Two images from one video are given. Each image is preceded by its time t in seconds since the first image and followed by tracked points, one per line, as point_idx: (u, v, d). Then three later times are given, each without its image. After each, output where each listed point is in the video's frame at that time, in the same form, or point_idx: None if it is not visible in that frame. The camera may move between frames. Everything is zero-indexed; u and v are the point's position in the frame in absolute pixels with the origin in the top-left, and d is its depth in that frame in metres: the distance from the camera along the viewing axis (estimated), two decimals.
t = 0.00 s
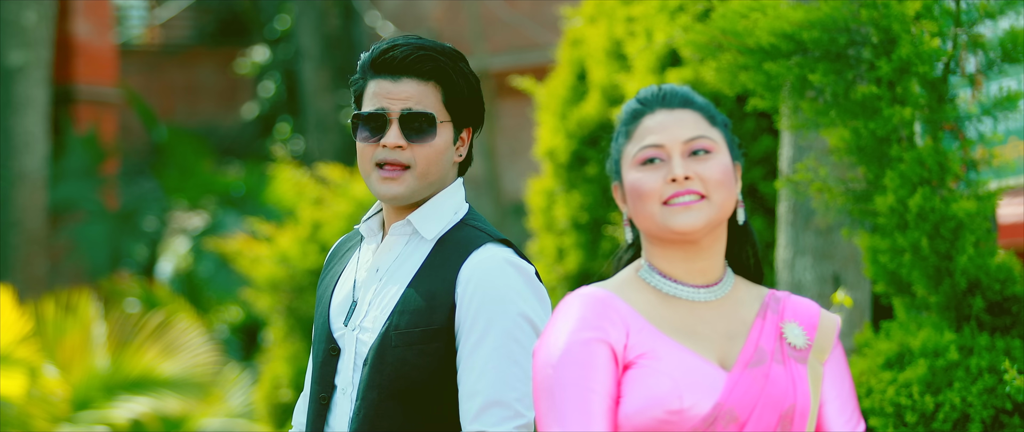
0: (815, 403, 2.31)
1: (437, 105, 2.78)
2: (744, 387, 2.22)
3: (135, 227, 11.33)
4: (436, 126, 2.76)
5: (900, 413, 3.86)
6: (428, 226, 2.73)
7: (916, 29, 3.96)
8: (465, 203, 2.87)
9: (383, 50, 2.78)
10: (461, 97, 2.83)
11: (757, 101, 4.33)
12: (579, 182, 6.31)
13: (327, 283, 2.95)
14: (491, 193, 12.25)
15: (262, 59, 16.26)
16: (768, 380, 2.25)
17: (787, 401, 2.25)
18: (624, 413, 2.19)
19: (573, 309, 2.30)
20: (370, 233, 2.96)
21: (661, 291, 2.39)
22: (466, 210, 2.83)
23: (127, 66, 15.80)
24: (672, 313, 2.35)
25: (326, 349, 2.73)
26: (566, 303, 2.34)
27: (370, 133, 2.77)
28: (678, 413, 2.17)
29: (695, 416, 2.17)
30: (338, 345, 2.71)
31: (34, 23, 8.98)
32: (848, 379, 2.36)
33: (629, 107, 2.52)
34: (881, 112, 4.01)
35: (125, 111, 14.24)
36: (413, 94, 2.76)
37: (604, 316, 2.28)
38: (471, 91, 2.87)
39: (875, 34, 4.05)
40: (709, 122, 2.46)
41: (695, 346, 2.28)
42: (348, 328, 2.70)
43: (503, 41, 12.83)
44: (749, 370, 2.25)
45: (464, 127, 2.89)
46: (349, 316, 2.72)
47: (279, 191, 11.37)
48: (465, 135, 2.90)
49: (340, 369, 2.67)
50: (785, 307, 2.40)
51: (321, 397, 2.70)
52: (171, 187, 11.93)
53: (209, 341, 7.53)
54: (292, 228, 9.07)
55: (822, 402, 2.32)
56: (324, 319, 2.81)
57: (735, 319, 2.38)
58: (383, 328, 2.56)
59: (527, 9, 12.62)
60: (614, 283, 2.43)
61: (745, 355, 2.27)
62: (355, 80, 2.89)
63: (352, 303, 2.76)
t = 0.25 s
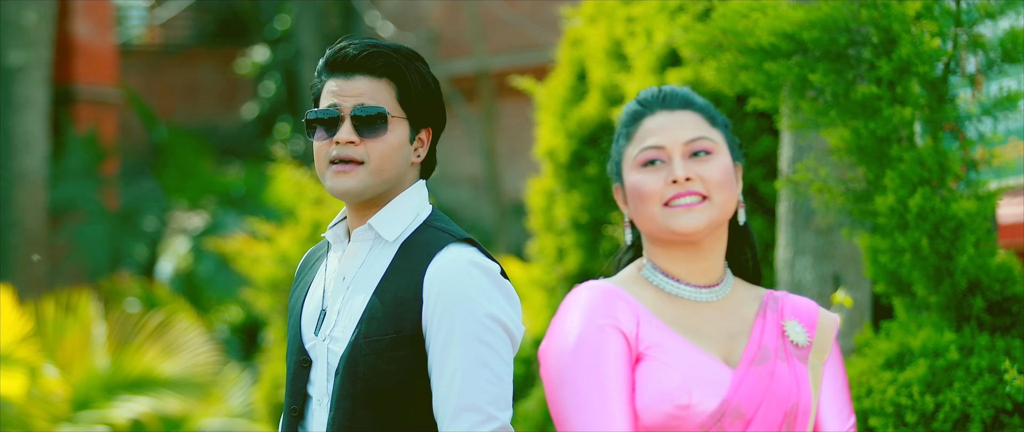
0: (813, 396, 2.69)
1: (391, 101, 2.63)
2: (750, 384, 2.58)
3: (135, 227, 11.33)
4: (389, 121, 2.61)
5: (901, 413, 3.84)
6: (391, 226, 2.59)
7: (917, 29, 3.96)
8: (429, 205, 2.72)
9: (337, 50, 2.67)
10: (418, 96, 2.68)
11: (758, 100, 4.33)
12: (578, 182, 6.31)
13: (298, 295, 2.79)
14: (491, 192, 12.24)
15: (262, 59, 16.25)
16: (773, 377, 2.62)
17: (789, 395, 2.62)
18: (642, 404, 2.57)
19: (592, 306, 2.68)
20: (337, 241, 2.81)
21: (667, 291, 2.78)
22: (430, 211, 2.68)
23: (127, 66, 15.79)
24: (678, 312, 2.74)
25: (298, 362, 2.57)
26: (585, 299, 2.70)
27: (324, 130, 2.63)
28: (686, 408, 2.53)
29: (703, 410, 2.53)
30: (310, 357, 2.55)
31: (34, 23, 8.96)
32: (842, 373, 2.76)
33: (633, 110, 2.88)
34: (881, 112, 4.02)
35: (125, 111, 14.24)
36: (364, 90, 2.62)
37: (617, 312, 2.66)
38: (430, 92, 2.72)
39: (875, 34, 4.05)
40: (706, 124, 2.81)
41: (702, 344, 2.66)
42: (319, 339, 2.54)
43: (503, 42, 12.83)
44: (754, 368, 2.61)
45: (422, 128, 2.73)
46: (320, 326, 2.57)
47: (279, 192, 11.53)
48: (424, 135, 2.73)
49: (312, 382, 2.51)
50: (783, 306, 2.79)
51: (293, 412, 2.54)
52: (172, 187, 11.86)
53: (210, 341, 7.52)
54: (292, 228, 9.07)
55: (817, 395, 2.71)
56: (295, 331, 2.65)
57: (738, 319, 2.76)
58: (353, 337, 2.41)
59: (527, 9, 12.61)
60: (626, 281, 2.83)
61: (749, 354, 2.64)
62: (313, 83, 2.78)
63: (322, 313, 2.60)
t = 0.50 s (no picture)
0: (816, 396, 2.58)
1: (342, 86, 2.43)
2: (753, 380, 2.47)
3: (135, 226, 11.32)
4: (338, 103, 2.40)
5: (901, 413, 3.83)
6: (362, 218, 2.36)
7: (917, 28, 3.95)
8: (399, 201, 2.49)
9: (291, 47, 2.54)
10: (374, 85, 2.47)
11: (758, 100, 4.33)
12: (578, 182, 6.30)
13: (266, 300, 2.52)
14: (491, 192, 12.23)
15: (263, 59, 16.13)
16: (776, 373, 2.50)
17: (792, 392, 2.51)
18: (644, 399, 2.45)
19: (591, 300, 2.56)
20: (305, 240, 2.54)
21: (667, 289, 2.67)
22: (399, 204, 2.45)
23: (127, 66, 15.78)
24: (679, 309, 2.63)
25: (273, 367, 2.31)
26: (585, 294, 2.59)
27: (275, 121, 2.45)
28: (687, 402, 2.42)
29: (703, 406, 2.42)
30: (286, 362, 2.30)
31: (34, 23, 8.96)
32: (845, 373, 2.67)
33: (631, 111, 2.80)
34: (881, 112, 4.02)
35: (125, 110, 14.23)
36: (314, 74, 2.44)
37: (616, 305, 2.56)
38: (388, 86, 2.51)
39: (875, 34, 4.05)
40: (704, 123, 2.72)
41: (704, 340, 2.55)
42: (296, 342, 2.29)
43: (503, 41, 12.83)
44: (757, 364, 2.50)
45: (381, 119, 2.50)
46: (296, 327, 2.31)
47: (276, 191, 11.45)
48: (382, 126, 2.49)
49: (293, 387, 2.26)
50: (787, 304, 2.69)
51: (270, 418, 2.29)
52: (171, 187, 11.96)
53: (210, 341, 7.52)
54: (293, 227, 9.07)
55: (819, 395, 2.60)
56: (269, 335, 2.39)
57: (740, 316, 2.65)
58: (332, 335, 2.19)
59: (527, 9, 12.61)
60: (625, 278, 2.71)
61: (752, 350, 2.53)
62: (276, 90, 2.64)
63: (298, 312, 2.35)
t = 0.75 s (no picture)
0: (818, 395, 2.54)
1: (295, 84, 2.41)
2: (753, 377, 2.43)
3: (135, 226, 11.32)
4: (293, 102, 2.38)
5: (901, 413, 3.83)
6: (328, 212, 2.34)
7: (917, 28, 3.95)
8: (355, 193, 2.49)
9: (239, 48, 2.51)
10: (326, 83, 2.46)
11: (758, 100, 4.33)
12: (579, 182, 6.31)
13: (223, 307, 2.44)
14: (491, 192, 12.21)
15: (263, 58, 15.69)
16: (776, 371, 2.47)
17: (793, 390, 2.48)
18: (642, 396, 2.41)
19: (590, 301, 2.53)
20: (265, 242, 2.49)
21: (667, 288, 2.64)
22: (356, 196, 2.44)
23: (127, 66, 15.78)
24: (679, 308, 2.60)
25: (245, 372, 2.26)
26: (583, 294, 2.56)
27: (227, 122, 2.41)
28: (685, 398, 2.39)
29: (701, 402, 2.38)
30: (257, 364, 2.26)
31: (34, 23, 8.95)
32: (851, 373, 2.61)
33: (629, 112, 2.76)
34: (881, 112, 4.02)
35: (125, 110, 14.23)
36: (266, 73, 2.41)
37: (616, 304, 2.52)
38: (339, 83, 2.51)
39: (875, 33, 4.04)
40: (702, 124, 2.68)
41: (704, 337, 2.51)
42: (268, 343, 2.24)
43: (503, 41, 12.82)
44: (757, 361, 2.47)
45: (333, 117, 2.49)
46: (266, 328, 2.27)
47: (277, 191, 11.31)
48: (335, 124, 2.49)
49: (267, 389, 2.23)
50: (790, 305, 2.65)
51: (246, 423, 2.25)
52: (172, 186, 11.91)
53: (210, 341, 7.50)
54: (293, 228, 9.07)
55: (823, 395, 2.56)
56: (234, 341, 2.33)
57: (741, 315, 2.62)
58: (309, 327, 2.17)
59: (527, 9, 12.61)
60: (623, 278, 2.68)
61: (753, 348, 2.49)
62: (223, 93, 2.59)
63: (266, 313, 2.30)
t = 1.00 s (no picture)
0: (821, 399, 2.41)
1: (266, 79, 2.39)
2: (752, 377, 2.31)
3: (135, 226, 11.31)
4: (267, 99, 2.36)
5: (901, 413, 3.83)
6: (300, 200, 2.34)
7: (917, 28, 3.95)
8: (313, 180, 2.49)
9: (199, 32, 2.41)
10: (292, 77, 2.45)
11: (758, 100, 4.32)
12: (578, 182, 6.31)
13: (184, 302, 2.35)
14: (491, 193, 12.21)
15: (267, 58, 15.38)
16: (776, 372, 2.34)
17: (794, 393, 2.35)
18: (640, 399, 2.28)
19: (587, 303, 2.39)
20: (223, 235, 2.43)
21: (667, 290, 2.50)
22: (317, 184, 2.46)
23: (127, 66, 15.76)
24: (678, 309, 2.45)
25: (216, 366, 2.20)
26: (580, 296, 2.42)
27: (193, 114, 2.34)
28: (683, 399, 2.26)
29: (700, 403, 2.26)
30: (229, 357, 2.20)
31: (34, 23, 8.95)
32: (855, 376, 2.47)
33: (629, 113, 2.62)
34: (881, 112, 4.01)
35: (125, 111, 14.22)
36: (237, 67, 2.36)
37: (612, 305, 2.38)
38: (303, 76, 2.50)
39: (875, 33, 4.04)
40: (703, 125, 2.54)
41: (702, 338, 2.38)
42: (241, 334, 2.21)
43: (503, 41, 12.81)
44: (756, 362, 2.34)
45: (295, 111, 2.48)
46: (237, 320, 2.22)
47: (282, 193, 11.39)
48: (297, 118, 2.48)
49: (242, 379, 2.18)
50: (795, 306, 2.50)
51: (219, 417, 2.18)
52: (171, 187, 12.00)
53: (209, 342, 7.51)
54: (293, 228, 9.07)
55: (826, 398, 2.42)
56: (200, 336, 2.26)
57: (743, 316, 2.48)
58: (287, 311, 2.17)
59: (527, 9, 12.61)
60: (623, 280, 2.54)
61: (753, 348, 2.36)
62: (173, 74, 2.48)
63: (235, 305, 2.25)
